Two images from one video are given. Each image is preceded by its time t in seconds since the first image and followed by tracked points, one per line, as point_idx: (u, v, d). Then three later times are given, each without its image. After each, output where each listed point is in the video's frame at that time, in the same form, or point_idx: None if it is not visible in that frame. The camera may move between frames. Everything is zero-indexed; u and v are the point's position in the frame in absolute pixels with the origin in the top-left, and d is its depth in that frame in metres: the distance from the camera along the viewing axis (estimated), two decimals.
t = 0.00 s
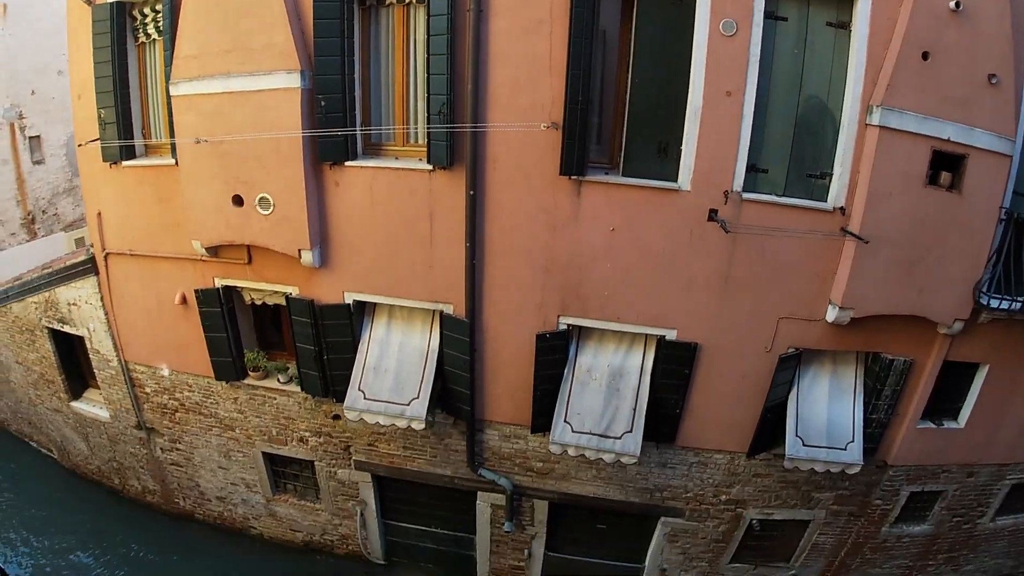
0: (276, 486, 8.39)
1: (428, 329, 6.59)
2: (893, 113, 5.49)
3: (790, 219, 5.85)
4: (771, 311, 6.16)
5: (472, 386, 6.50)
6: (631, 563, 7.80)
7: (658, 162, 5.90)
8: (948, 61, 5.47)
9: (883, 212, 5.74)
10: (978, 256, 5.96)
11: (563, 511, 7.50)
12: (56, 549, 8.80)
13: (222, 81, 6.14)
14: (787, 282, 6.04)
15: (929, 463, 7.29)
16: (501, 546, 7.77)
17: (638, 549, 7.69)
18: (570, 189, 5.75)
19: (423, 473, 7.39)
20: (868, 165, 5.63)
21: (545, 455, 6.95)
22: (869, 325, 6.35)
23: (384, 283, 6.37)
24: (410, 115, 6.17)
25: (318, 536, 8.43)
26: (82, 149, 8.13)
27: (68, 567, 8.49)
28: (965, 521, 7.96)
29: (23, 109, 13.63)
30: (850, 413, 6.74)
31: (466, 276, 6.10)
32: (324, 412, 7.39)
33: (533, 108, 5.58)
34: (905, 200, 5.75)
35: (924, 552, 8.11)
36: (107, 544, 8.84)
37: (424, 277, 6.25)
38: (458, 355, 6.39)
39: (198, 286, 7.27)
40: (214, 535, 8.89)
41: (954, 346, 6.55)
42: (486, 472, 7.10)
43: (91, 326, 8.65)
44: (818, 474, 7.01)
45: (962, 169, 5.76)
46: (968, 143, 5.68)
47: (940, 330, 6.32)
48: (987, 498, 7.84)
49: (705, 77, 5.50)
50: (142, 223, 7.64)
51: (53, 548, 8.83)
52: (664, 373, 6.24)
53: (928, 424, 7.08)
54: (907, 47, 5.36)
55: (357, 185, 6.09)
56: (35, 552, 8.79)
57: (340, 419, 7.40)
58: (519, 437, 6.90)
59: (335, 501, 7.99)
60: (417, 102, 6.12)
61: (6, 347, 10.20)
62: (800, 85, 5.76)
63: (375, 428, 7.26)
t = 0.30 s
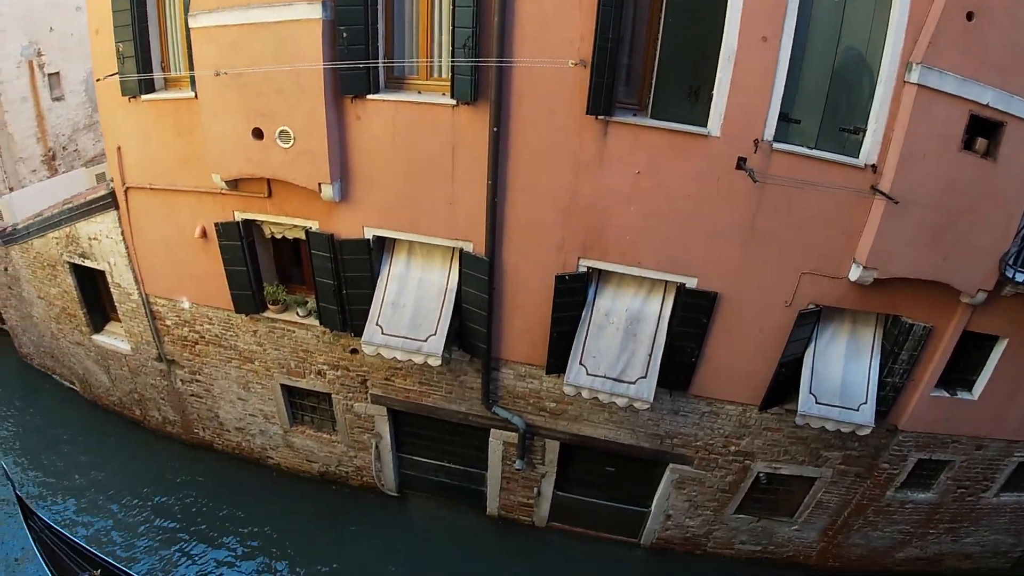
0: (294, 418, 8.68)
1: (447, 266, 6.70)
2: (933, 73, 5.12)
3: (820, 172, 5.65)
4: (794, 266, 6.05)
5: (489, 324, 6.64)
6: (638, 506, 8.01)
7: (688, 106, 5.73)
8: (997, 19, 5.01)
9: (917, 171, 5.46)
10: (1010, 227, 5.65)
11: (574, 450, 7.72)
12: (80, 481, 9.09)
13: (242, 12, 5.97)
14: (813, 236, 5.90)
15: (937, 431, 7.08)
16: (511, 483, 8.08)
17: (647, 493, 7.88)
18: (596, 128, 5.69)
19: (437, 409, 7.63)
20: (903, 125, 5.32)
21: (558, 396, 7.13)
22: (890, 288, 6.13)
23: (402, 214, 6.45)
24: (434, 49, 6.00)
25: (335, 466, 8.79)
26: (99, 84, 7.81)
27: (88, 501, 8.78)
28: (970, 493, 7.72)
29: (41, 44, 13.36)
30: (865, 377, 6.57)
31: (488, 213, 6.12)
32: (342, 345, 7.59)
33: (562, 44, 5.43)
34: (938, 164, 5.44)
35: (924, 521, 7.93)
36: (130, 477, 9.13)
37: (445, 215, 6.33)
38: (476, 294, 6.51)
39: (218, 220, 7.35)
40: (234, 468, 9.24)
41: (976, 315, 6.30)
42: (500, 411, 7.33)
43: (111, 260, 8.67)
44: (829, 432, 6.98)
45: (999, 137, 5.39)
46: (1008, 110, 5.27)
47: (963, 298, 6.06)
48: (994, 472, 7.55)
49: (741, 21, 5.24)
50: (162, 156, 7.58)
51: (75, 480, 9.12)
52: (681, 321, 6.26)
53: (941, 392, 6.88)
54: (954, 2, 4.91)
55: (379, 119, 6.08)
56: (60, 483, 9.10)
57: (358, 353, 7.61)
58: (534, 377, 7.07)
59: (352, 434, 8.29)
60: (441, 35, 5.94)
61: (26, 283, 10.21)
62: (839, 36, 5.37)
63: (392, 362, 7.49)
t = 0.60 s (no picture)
0: (317, 357, 9.00)
1: (473, 211, 6.73)
2: (979, 41, 4.76)
3: (857, 134, 5.41)
4: (824, 228, 5.89)
5: (514, 270, 6.73)
6: (653, 460, 8.23)
7: (724, 57, 5.50)
8: None
9: (957, 142, 5.15)
10: None
11: (591, 401, 7.92)
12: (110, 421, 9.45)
13: None
14: (846, 200, 5.70)
15: (955, 407, 6.85)
16: (529, 430, 8.36)
17: (663, 446, 8.06)
18: (630, 76, 5.56)
19: (459, 353, 7.87)
20: (945, 93, 5.00)
21: (579, 345, 7.28)
22: (920, 260, 5.87)
23: (430, 157, 6.46)
24: None
25: (356, 407, 9.18)
26: (123, 24, 7.57)
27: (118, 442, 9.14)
28: (982, 472, 7.50)
29: None
30: (888, 349, 6.35)
31: (516, 160, 6.12)
32: (366, 288, 7.79)
33: None
34: (980, 137, 5.10)
35: (932, 496, 7.78)
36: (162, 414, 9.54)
37: (472, 160, 6.33)
38: (501, 241, 6.59)
39: (245, 161, 7.37)
40: (262, 403, 9.67)
41: (1009, 294, 5.96)
42: (520, 358, 7.53)
43: (138, 201, 8.70)
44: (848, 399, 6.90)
45: None
46: None
47: (993, 274, 5.75)
48: (1008, 454, 7.27)
49: None
50: (188, 97, 7.47)
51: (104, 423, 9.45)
52: (708, 278, 6.24)
53: (963, 368, 6.61)
54: None
55: (409, 60, 6.02)
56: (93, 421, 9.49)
57: (381, 295, 7.80)
58: (555, 325, 7.22)
59: (374, 373, 8.60)
60: None
61: (53, 225, 10.22)
62: None
63: (415, 306, 7.68)
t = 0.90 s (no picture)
0: (338, 312, 9.26)
1: (498, 171, 6.70)
2: None
3: (893, 110, 5.21)
4: (852, 204, 5.74)
5: (537, 231, 6.75)
6: (667, 427, 8.35)
7: (760, 23, 5.28)
8: None
9: (997, 123, 4.88)
10: None
11: (608, 365, 8.05)
12: (132, 376, 9.70)
13: None
14: (878, 176, 5.53)
15: (971, 395, 6.62)
16: (545, 390, 8.62)
17: (677, 414, 8.18)
18: (662, 38, 5.43)
19: (478, 311, 8.06)
20: (985, 73, 4.75)
21: (598, 310, 7.38)
22: (949, 243, 5.67)
23: (455, 116, 6.46)
24: None
25: (374, 361, 9.52)
26: None
27: (138, 396, 9.38)
28: (995, 463, 7.26)
29: None
30: (909, 332, 6.16)
31: (543, 121, 6.08)
32: (388, 244, 7.93)
33: None
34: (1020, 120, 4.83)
35: (941, 482, 7.62)
36: (183, 370, 9.80)
37: (498, 119, 6.29)
38: (525, 201, 6.58)
39: (269, 115, 7.36)
40: (282, 354, 10.10)
41: None
42: (540, 319, 7.67)
43: (162, 154, 8.69)
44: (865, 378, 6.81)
45: None
46: None
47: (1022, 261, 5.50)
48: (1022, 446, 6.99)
49: None
50: (212, 49, 7.29)
51: (128, 375, 9.72)
52: (732, 249, 6.19)
53: (982, 356, 6.33)
54: None
55: (436, 15, 5.94)
56: (118, 372, 9.77)
57: (403, 252, 7.95)
58: (576, 289, 7.31)
59: (393, 329, 8.88)
60: None
61: (78, 176, 10.25)
62: None
63: (437, 264, 7.84)
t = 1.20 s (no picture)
0: (352, 283, 9.32)
1: (516, 146, 6.66)
2: None
3: (920, 99, 5.08)
4: (873, 194, 5.64)
5: (554, 207, 6.74)
6: (676, 410, 8.37)
7: (788, 5, 5.13)
8: None
9: None
10: None
11: (621, 345, 8.07)
12: (146, 343, 9.81)
13: None
14: (901, 166, 5.42)
15: (985, 394, 6.52)
16: (556, 367, 8.68)
17: (687, 397, 8.19)
18: (688, 17, 5.34)
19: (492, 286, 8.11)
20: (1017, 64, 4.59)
21: (613, 289, 7.38)
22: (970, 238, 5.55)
23: (475, 90, 6.43)
24: None
25: (387, 333, 9.62)
26: None
27: (152, 363, 9.51)
28: (1002, 463, 7.15)
29: None
30: (924, 326, 6.06)
31: (564, 96, 6.05)
32: (404, 216, 7.93)
33: None
34: None
35: (947, 479, 7.55)
36: (196, 338, 9.90)
37: (519, 93, 6.25)
38: (543, 176, 6.55)
39: (287, 83, 7.34)
40: (296, 322, 10.20)
41: None
42: (553, 296, 7.71)
43: (180, 121, 8.70)
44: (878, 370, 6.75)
45: None
46: None
47: None
48: None
49: None
50: (229, 15, 7.19)
51: (142, 342, 9.84)
52: (749, 233, 6.14)
53: (996, 354, 6.20)
54: None
55: None
56: (132, 338, 9.90)
57: (419, 225, 7.97)
58: (591, 268, 7.30)
59: (407, 301, 8.95)
60: None
61: (96, 143, 10.28)
62: None
63: (452, 238, 7.86)
